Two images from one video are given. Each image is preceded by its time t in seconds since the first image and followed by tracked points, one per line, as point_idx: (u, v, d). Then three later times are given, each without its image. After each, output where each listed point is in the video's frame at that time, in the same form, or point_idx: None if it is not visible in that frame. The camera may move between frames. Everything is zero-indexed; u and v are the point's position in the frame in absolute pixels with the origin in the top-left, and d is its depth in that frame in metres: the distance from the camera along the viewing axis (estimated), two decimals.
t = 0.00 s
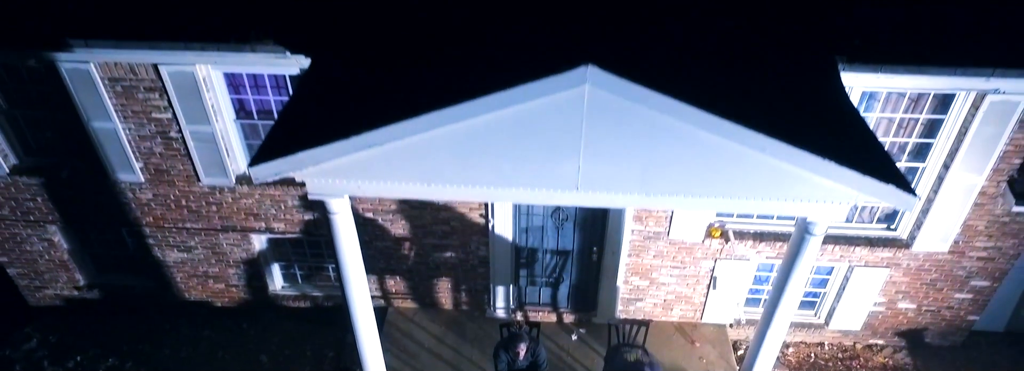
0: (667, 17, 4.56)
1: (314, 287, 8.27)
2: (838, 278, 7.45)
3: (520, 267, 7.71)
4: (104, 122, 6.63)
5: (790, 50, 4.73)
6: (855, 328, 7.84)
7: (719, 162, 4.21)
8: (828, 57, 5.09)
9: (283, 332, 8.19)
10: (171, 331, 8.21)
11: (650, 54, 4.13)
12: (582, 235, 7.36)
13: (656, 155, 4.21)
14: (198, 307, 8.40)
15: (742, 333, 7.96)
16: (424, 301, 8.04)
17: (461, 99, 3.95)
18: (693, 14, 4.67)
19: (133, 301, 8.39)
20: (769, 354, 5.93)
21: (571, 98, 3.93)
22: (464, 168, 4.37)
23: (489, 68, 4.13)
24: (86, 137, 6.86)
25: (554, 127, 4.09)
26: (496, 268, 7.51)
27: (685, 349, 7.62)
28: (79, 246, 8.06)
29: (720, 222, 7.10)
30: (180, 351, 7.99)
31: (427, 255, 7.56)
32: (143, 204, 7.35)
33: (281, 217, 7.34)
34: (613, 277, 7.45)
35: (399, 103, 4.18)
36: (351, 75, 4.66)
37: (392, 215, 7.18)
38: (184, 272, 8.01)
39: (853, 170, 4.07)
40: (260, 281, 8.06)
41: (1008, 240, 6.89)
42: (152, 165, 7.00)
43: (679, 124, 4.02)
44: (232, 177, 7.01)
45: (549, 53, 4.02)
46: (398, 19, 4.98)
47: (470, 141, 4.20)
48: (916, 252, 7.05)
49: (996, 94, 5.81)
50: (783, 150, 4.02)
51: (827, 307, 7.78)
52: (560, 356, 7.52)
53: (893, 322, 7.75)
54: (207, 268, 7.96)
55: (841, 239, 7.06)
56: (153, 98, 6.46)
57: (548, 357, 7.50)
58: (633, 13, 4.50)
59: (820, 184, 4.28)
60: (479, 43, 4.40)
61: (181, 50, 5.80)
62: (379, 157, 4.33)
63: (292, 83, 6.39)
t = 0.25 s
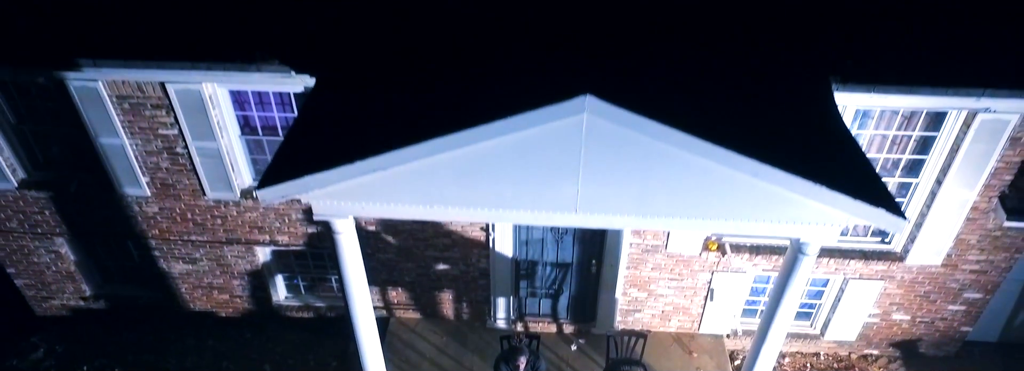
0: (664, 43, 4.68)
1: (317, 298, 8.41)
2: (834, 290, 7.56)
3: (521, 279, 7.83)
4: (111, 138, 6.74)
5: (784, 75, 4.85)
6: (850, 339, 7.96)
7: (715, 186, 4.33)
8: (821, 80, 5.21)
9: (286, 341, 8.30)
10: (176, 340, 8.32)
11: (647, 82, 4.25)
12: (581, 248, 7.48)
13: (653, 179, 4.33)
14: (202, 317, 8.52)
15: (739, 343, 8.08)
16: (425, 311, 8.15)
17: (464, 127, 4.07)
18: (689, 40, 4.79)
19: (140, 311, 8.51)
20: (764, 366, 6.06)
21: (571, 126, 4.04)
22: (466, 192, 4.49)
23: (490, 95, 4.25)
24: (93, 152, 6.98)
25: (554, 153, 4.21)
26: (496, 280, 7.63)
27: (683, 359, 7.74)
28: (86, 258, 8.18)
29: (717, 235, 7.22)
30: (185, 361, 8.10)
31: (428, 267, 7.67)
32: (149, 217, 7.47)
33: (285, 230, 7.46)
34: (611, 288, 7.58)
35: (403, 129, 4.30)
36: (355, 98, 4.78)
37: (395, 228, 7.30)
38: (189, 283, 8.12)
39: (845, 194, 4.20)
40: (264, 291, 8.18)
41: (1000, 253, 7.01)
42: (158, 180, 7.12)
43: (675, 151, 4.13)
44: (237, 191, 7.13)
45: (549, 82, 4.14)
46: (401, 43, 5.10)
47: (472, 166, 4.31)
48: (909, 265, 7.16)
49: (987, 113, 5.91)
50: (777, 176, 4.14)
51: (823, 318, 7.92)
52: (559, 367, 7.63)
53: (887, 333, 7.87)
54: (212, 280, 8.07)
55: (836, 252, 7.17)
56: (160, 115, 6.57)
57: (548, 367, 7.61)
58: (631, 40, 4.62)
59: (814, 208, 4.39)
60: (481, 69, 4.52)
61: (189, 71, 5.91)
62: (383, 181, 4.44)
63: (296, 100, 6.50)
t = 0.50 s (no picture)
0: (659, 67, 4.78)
1: (318, 308, 8.48)
2: (830, 301, 7.65)
3: (521, 290, 7.95)
4: (116, 153, 6.85)
5: (777, 97, 4.96)
6: (845, 349, 8.06)
7: (710, 208, 4.44)
8: (814, 100, 5.32)
9: (288, 351, 8.40)
10: (179, 350, 8.42)
11: (642, 107, 4.35)
12: (580, 260, 7.60)
13: (649, 200, 4.43)
14: (205, 327, 8.62)
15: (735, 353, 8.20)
16: (426, 321, 8.24)
17: (464, 151, 4.17)
18: (684, 63, 4.90)
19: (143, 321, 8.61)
20: None
21: (569, 150, 4.15)
22: (467, 212, 4.60)
23: (490, 119, 4.36)
24: (99, 166, 7.08)
25: (552, 176, 4.31)
26: (496, 291, 7.73)
27: (681, 369, 7.83)
28: (91, 268, 8.28)
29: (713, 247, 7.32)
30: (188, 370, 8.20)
31: (429, 278, 7.78)
32: (153, 230, 7.57)
33: (287, 242, 7.56)
34: (609, 299, 7.69)
35: (405, 152, 4.40)
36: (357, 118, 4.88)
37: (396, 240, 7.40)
38: (193, 293, 8.23)
39: (836, 216, 4.31)
40: (267, 302, 8.29)
41: (992, 266, 7.11)
42: (163, 193, 7.22)
43: (671, 174, 4.24)
44: (240, 204, 7.23)
45: (547, 107, 4.24)
46: (401, 64, 5.20)
47: (473, 188, 4.42)
48: (903, 277, 7.27)
49: (978, 130, 6.02)
50: (770, 199, 4.25)
51: (819, 329, 8.01)
52: None
53: (882, 342, 7.97)
54: (215, 290, 8.18)
55: (832, 264, 7.26)
56: (165, 131, 6.68)
57: None
58: (626, 64, 4.72)
59: (807, 229, 4.50)
60: (480, 93, 4.63)
61: (195, 88, 5.91)
62: (385, 202, 4.55)
63: (299, 115, 6.60)
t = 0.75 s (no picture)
0: (655, 89, 4.88)
1: (320, 317, 8.59)
2: (825, 311, 7.77)
3: (520, 301, 8.11)
4: (121, 166, 6.94)
5: (771, 117, 5.06)
6: (841, 358, 8.15)
7: (705, 228, 4.54)
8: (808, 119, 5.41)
9: (290, 360, 8.48)
10: (182, 359, 8.51)
11: (639, 130, 4.45)
12: (577, 271, 7.77)
13: (645, 221, 4.54)
14: (208, 336, 8.70)
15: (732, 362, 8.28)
16: (426, 330, 8.32)
17: (465, 172, 4.27)
18: (680, 85, 5.00)
19: (147, 330, 8.70)
20: None
21: (567, 173, 4.24)
22: (467, 231, 4.70)
23: (490, 141, 4.45)
24: (104, 179, 7.17)
25: (550, 197, 4.41)
26: (496, 302, 7.83)
27: None
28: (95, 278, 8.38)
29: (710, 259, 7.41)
30: None
31: (430, 289, 7.87)
32: (157, 241, 7.66)
33: (289, 254, 7.66)
34: (608, 309, 7.79)
35: (407, 173, 4.50)
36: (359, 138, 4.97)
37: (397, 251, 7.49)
38: (196, 303, 8.32)
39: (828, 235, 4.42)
40: (269, 311, 8.38)
41: (986, 277, 7.21)
42: (167, 205, 7.32)
43: (667, 195, 4.34)
44: (243, 216, 7.32)
45: (546, 131, 4.34)
46: (402, 85, 5.29)
47: (473, 208, 4.52)
48: (898, 289, 7.36)
49: (971, 146, 6.10)
50: (764, 219, 4.35)
51: (814, 338, 8.13)
52: None
53: (878, 352, 8.06)
54: (218, 300, 8.27)
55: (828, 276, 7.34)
56: (169, 145, 6.77)
57: None
58: (623, 86, 4.81)
59: (800, 248, 4.60)
60: (480, 114, 4.72)
61: (199, 105, 5.93)
62: (387, 221, 4.65)
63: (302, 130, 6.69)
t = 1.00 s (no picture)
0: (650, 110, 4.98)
1: (321, 326, 8.69)
2: (820, 320, 7.86)
3: (519, 311, 8.27)
4: (125, 179, 7.03)
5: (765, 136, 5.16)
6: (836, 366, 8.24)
7: (700, 246, 4.64)
8: (801, 137, 5.51)
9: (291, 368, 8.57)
10: (185, 367, 8.59)
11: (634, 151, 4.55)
12: (574, 282, 7.93)
13: (640, 239, 4.63)
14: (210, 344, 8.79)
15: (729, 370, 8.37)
16: (426, 339, 8.41)
17: (464, 192, 4.37)
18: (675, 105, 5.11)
19: (150, 338, 8.79)
20: None
21: (563, 193, 4.34)
22: (466, 249, 4.80)
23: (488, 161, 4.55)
24: (108, 191, 7.26)
25: (548, 215, 4.51)
26: (495, 311, 7.93)
27: None
28: (99, 288, 8.47)
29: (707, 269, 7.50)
30: None
31: (430, 298, 7.95)
32: (160, 251, 7.76)
33: (291, 264, 7.75)
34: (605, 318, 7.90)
35: (407, 192, 4.60)
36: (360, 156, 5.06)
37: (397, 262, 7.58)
38: (198, 312, 8.41)
39: (820, 254, 4.50)
40: (270, 320, 8.47)
41: (979, 288, 7.30)
42: (170, 217, 7.41)
43: (661, 215, 4.44)
44: (245, 228, 7.41)
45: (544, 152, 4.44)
46: (402, 103, 5.38)
47: (471, 227, 4.62)
48: (892, 299, 7.44)
49: (963, 160, 6.19)
50: (757, 238, 4.45)
51: (810, 347, 8.22)
52: None
53: (873, 360, 8.15)
54: (220, 309, 8.36)
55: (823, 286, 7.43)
56: (173, 158, 6.87)
57: None
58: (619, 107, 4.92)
59: (794, 266, 4.69)
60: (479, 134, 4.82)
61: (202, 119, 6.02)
62: (388, 239, 4.76)
63: (303, 144, 6.77)
